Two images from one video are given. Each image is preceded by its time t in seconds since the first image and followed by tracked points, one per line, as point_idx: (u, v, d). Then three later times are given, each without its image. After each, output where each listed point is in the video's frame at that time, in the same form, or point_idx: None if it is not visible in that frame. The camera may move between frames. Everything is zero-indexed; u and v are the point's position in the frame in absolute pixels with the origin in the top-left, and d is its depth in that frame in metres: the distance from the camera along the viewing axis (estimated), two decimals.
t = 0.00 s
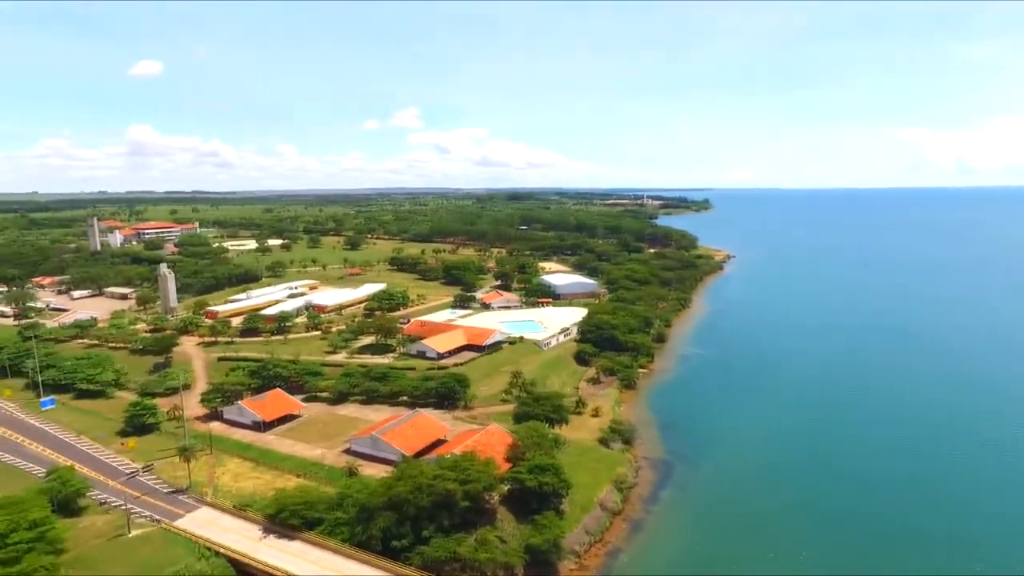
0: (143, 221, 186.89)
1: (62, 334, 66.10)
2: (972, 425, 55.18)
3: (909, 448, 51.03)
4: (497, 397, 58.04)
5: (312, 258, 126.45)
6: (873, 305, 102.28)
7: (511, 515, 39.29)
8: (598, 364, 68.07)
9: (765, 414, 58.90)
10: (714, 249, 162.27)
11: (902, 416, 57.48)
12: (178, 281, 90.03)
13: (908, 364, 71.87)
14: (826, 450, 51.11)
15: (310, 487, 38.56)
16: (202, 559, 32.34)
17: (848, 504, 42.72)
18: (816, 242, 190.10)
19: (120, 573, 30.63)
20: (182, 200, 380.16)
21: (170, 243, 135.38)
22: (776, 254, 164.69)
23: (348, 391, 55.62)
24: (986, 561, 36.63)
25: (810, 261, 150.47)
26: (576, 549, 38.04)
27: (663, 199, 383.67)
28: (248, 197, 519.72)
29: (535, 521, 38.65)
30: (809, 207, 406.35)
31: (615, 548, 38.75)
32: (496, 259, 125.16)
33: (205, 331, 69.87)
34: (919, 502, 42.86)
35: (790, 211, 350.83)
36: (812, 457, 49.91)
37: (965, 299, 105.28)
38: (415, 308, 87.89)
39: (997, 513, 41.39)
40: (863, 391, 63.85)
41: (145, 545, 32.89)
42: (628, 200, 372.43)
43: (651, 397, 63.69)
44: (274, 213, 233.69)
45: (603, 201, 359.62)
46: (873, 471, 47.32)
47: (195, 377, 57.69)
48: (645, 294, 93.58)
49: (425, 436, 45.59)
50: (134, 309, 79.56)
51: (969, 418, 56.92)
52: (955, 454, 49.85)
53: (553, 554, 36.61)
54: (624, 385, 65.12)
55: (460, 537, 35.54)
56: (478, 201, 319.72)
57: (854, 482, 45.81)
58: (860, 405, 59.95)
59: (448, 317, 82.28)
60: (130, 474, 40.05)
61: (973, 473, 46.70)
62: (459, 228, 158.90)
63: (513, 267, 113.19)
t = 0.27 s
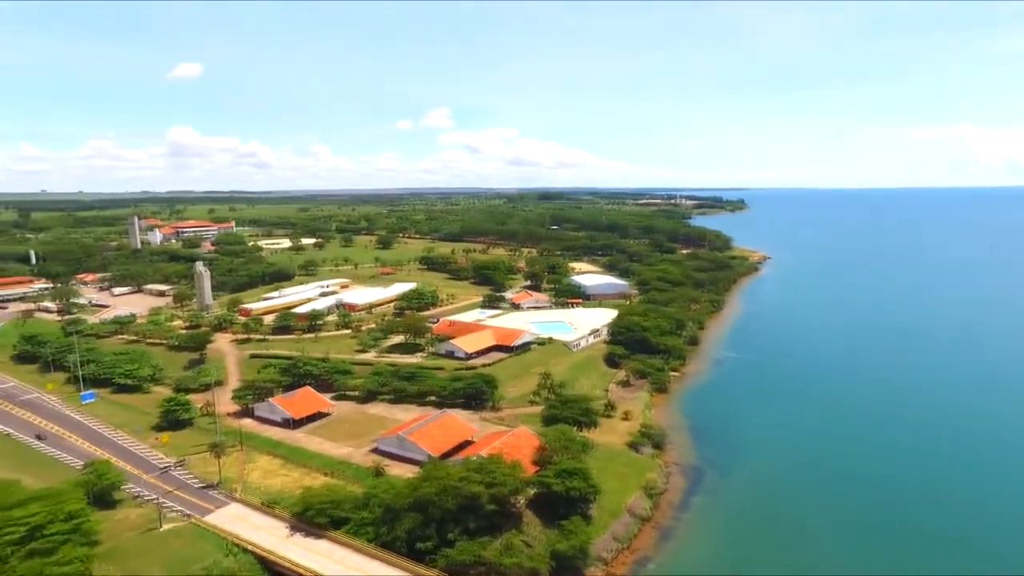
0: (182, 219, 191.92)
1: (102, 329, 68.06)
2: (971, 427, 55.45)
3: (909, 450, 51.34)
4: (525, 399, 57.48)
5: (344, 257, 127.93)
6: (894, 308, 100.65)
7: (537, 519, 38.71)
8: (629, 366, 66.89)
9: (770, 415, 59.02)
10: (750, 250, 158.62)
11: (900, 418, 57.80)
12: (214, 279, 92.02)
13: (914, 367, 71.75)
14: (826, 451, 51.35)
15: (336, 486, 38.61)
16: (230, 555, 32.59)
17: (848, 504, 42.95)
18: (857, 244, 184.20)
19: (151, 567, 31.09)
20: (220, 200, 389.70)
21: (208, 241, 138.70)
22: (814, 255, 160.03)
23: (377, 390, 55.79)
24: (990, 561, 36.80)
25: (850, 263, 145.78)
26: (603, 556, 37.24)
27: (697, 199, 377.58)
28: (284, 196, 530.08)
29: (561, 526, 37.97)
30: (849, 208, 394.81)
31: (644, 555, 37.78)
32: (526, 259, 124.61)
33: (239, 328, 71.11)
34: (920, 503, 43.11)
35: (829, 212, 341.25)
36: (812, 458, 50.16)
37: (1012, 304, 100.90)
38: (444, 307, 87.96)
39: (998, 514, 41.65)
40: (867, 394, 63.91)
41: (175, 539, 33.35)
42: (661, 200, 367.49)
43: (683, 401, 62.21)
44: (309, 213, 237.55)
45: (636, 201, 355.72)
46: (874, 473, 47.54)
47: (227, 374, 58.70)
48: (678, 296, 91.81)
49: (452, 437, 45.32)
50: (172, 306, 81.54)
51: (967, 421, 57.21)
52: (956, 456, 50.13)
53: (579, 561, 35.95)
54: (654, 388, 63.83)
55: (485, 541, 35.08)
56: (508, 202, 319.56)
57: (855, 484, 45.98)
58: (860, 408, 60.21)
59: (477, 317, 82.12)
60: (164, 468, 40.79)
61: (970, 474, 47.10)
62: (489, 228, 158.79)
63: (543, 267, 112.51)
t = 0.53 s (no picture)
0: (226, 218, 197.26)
1: (147, 325, 70.14)
2: (995, 436, 54.04)
3: (929, 458, 49.97)
4: (557, 401, 56.68)
5: (381, 256, 129.35)
6: (917, 310, 98.86)
7: (568, 525, 37.95)
8: (664, 370, 65.44)
9: (774, 413, 58.88)
10: (793, 252, 154.02)
11: (901, 418, 58.02)
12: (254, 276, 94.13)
13: (920, 369, 71.75)
14: (825, 449, 51.48)
15: (366, 486, 38.61)
16: (261, 552, 32.86)
17: (848, 500, 43.09)
18: (908, 246, 176.83)
19: (185, 561, 31.59)
20: (263, 199, 399.67)
21: (249, 240, 142.08)
22: (862, 257, 154.32)
23: (410, 389, 55.87)
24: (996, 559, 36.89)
25: (900, 266, 140.04)
26: (635, 565, 36.27)
27: (738, 198, 369.38)
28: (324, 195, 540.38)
29: (593, 533, 37.12)
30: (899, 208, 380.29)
31: (678, 566, 36.60)
32: (562, 259, 123.62)
33: (277, 326, 72.37)
34: (940, 509, 42.27)
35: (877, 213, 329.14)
36: (810, 456, 50.31)
37: None
38: (478, 307, 87.81)
39: (1021, 524, 40.62)
40: (869, 394, 63.88)
41: (209, 534, 33.84)
42: (700, 200, 360.80)
43: (720, 407, 60.28)
44: (348, 212, 241.55)
45: (675, 201, 350.07)
46: (875, 472, 47.66)
47: (264, 371, 59.74)
48: (716, 298, 89.57)
49: (483, 439, 44.94)
50: (213, 303, 83.67)
51: (967, 422, 57.64)
52: (977, 465, 48.83)
53: (611, 569, 35.01)
54: (691, 393, 62.27)
55: (514, 546, 34.49)
56: (545, 201, 318.46)
57: (856, 482, 46.06)
58: (860, 408, 60.29)
59: (511, 317, 81.74)
60: (200, 463, 41.58)
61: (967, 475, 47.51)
62: (525, 227, 158.31)
63: (578, 268, 111.46)
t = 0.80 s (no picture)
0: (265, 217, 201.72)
1: (186, 322, 71.90)
2: None
3: (978, 469, 47.77)
4: (588, 403, 55.76)
5: (414, 255, 130.23)
6: (963, 313, 95.08)
7: (597, 531, 37.18)
8: (699, 374, 63.87)
9: (807, 417, 57.56)
10: (836, 253, 149.16)
11: (948, 426, 55.60)
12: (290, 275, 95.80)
13: (954, 371, 69.81)
14: (855, 453, 50.44)
15: (394, 486, 38.52)
16: (289, 550, 33.06)
17: (880, 509, 41.93)
18: (959, 248, 169.32)
19: (216, 556, 32.01)
20: (302, 199, 407.70)
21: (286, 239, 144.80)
22: (909, 259, 148.41)
23: (439, 389, 55.73)
24: None
25: (951, 269, 134.15)
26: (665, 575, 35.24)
27: (778, 198, 360.46)
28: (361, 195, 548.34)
29: (622, 541, 36.23)
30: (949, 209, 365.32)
31: None
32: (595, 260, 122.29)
33: (310, 324, 73.34)
34: (990, 525, 40.32)
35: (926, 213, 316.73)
36: (840, 459, 49.37)
37: None
38: (510, 307, 87.41)
39: None
40: (900, 396, 62.50)
41: (239, 530, 34.21)
42: (739, 199, 353.21)
43: (758, 414, 58.34)
44: (383, 211, 244.41)
45: (712, 201, 343.58)
46: (910, 480, 46.19)
47: (297, 369, 60.60)
48: (754, 300, 87.16)
49: (512, 441, 44.46)
50: (250, 301, 85.40)
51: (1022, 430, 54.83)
52: None
53: None
54: (726, 398, 60.58)
55: (541, 552, 33.86)
56: (579, 201, 316.24)
57: (889, 490, 44.72)
58: (896, 412, 58.51)
59: (542, 318, 81.07)
60: (233, 459, 42.25)
61: (1005, 479, 46.00)
62: (558, 227, 157.33)
63: (612, 269, 110.07)
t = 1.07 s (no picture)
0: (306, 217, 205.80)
1: (227, 319, 73.58)
2: None
3: None
4: (622, 408, 54.64)
5: (450, 255, 130.70)
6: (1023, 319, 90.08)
7: (630, 539, 36.24)
8: (738, 379, 61.99)
9: (848, 425, 55.58)
10: (885, 255, 143.52)
11: (1006, 438, 52.63)
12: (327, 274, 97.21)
13: (1005, 378, 66.84)
14: (895, 460, 48.71)
15: (424, 488, 38.28)
16: (319, 548, 33.12)
17: (931, 524, 39.86)
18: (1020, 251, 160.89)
19: (248, 552, 32.32)
20: (342, 198, 414.88)
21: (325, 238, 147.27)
22: (965, 262, 141.69)
23: (472, 390, 55.42)
24: None
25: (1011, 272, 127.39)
26: None
27: (823, 199, 349.68)
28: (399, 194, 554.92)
29: (656, 551, 35.17)
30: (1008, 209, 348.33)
31: None
32: (632, 261, 120.51)
33: (346, 323, 74.14)
34: None
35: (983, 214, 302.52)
36: (880, 467, 47.67)
37: None
38: (544, 308, 86.74)
39: None
40: (953, 405, 59.51)
41: (271, 527, 34.52)
42: (782, 199, 343.97)
43: (799, 422, 56.27)
44: (421, 211, 246.45)
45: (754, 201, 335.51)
46: (965, 494, 43.78)
47: (332, 367, 61.27)
48: (798, 303, 84.28)
49: (544, 445, 43.78)
50: (289, 299, 86.92)
51: None
52: None
53: None
54: (767, 405, 58.59)
55: (572, 559, 33.07)
56: (616, 201, 312.89)
57: (941, 505, 42.48)
58: (949, 422, 55.72)
59: (577, 319, 80.11)
60: (268, 455, 42.79)
61: None
62: (595, 228, 155.75)
63: (649, 270, 108.23)
